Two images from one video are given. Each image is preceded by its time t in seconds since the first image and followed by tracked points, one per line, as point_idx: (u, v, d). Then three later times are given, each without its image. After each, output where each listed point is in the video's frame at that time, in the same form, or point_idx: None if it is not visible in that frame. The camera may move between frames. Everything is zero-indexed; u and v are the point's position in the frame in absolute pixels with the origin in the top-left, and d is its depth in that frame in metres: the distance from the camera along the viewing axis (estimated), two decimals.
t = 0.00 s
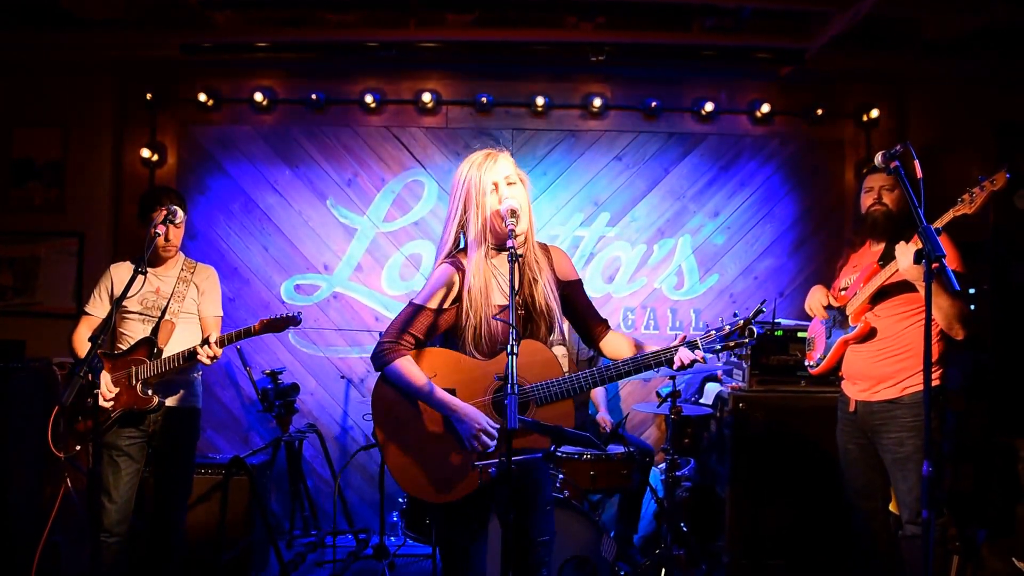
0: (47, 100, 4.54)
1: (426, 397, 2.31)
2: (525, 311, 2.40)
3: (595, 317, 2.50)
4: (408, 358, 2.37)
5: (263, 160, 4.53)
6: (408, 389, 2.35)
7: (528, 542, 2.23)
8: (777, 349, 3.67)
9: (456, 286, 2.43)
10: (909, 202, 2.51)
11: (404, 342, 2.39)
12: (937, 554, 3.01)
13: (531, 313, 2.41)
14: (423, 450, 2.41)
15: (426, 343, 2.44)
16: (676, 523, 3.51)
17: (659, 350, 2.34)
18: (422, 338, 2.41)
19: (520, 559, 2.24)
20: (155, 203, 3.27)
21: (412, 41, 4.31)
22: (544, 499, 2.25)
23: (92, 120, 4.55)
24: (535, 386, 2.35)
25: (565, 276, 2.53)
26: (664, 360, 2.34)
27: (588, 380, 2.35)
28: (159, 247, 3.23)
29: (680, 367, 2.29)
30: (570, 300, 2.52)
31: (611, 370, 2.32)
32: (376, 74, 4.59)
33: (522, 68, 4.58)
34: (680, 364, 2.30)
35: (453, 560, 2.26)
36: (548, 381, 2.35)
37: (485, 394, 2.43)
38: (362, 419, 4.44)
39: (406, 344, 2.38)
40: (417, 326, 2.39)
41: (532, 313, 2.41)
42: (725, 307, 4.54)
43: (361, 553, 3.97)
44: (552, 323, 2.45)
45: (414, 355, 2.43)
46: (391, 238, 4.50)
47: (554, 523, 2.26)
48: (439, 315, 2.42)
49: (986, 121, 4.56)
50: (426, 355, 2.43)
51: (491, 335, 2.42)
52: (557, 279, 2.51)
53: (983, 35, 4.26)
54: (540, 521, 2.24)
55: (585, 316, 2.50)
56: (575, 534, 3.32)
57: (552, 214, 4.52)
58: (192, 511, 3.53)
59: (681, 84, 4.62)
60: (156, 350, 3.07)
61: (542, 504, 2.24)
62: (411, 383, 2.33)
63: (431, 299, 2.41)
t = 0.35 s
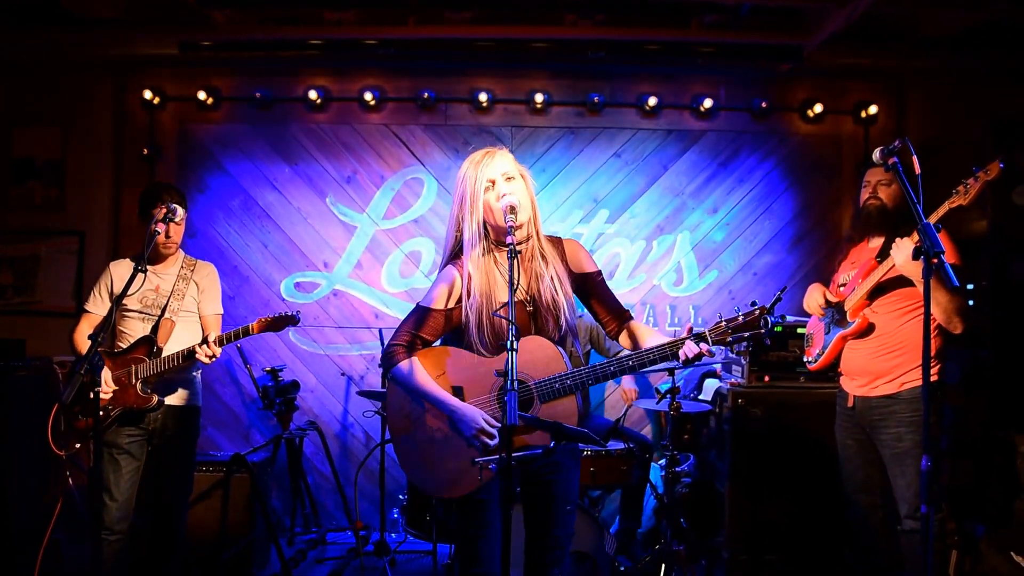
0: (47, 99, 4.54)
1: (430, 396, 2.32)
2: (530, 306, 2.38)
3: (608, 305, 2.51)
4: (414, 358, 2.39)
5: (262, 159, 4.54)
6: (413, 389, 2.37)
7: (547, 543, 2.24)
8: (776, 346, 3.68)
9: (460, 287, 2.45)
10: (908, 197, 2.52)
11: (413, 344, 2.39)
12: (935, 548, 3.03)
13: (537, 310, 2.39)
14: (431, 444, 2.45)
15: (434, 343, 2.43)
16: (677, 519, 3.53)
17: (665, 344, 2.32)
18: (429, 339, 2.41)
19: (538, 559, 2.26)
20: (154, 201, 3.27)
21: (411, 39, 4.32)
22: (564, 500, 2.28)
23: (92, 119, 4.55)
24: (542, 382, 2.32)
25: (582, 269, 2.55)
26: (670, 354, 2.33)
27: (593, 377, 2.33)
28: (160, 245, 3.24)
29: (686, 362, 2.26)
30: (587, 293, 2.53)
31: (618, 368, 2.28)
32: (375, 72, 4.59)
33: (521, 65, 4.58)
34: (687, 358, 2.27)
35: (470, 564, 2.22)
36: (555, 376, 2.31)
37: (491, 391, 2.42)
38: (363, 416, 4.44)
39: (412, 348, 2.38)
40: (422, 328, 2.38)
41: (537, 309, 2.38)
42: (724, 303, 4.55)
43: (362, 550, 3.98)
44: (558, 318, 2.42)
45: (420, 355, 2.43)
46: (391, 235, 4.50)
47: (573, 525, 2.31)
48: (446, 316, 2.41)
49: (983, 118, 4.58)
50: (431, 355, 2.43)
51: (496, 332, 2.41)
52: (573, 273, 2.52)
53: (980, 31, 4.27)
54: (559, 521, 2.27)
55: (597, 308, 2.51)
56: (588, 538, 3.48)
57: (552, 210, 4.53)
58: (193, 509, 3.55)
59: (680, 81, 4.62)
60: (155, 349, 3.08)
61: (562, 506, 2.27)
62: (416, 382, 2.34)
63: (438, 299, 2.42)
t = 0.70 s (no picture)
0: (47, 98, 4.55)
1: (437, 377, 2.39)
2: (536, 302, 2.40)
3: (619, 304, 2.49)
4: (422, 344, 2.45)
5: (262, 157, 4.54)
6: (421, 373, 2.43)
7: (549, 543, 2.28)
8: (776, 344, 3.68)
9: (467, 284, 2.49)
10: (907, 194, 2.52)
11: (419, 334, 2.46)
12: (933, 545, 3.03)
13: (544, 307, 2.41)
14: (434, 434, 2.47)
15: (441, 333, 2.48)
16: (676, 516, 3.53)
17: (661, 344, 2.32)
18: (436, 330, 2.47)
19: (540, 558, 2.29)
20: (154, 200, 3.27)
21: (410, 37, 4.32)
22: (567, 500, 2.30)
23: (92, 118, 4.55)
24: (542, 376, 2.33)
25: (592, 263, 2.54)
26: (666, 354, 2.32)
27: (591, 373, 2.32)
28: (157, 245, 3.23)
29: (683, 361, 2.27)
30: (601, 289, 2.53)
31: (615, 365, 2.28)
32: (374, 71, 4.60)
33: (520, 64, 4.59)
34: (684, 357, 2.28)
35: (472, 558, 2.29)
36: (553, 372, 2.32)
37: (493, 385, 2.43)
38: (363, 413, 4.44)
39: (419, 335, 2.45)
40: (428, 317, 2.44)
41: (544, 306, 2.40)
42: (723, 301, 4.56)
43: (362, 547, 3.99)
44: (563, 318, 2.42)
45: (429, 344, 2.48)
46: (391, 233, 4.51)
47: (576, 525, 2.33)
48: (451, 307, 2.47)
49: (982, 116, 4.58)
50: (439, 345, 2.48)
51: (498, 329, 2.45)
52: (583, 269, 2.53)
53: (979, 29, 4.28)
54: (562, 521, 2.29)
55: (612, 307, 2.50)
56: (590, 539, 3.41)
57: (551, 209, 4.54)
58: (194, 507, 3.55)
59: (679, 79, 4.62)
60: (155, 348, 3.07)
61: (565, 505, 2.29)
62: (424, 366, 2.42)
63: (447, 292, 2.49)
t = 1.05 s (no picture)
0: (47, 97, 4.55)
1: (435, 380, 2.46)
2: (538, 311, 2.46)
3: (624, 324, 2.53)
4: (427, 346, 2.53)
5: (262, 157, 4.55)
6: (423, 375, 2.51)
7: (549, 541, 2.32)
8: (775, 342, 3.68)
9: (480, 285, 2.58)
10: (906, 194, 2.52)
11: (425, 335, 2.55)
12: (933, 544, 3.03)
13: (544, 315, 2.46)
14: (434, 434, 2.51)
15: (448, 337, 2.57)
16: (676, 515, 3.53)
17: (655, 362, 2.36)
18: (444, 332, 2.57)
19: (539, 556, 2.33)
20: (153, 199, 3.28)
21: (410, 37, 4.32)
22: (567, 498, 2.33)
23: (92, 117, 4.56)
24: (539, 384, 2.36)
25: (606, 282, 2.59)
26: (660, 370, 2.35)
27: (584, 386, 2.35)
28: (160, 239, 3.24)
29: (675, 380, 2.30)
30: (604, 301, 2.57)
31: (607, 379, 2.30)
32: (374, 71, 4.60)
33: (519, 63, 4.59)
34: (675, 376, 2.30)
35: (472, 547, 2.40)
36: (547, 380, 2.35)
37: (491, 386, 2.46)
38: (363, 412, 4.44)
39: (426, 337, 2.54)
40: (436, 319, 2.55)
41: (545, 316, 2.45)
42: (722, 300, 4.56)
43: (362, 546, 3.99)
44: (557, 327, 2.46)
45: (435, 346, 2.56)
46: (391, 233, 4.51)
47: (577, 525, 2.35)
48: (459, 311, 2.57)
49: (981, 115, 4.59)
50: (446, 347, 2.55)
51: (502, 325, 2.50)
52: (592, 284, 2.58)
53: (978, 28, 4.28)
54: (562, 519, 2.33)
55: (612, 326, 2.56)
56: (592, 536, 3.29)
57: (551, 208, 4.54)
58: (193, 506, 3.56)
59: (679, 78, 4.63)
60: (155, 347, 3.08)
61: (565, 503, 2.32)
62: (424, 367, 2.50)
63: (457, 297, 2.58)
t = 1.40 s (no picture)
0: (47, 97, 4.56)
1: (436, 358, 2.50)
2: (529, 310, 2.49)
3: (617, 322, 2.53)
4: (423, 336, 2.60)
5: (262, 157, 4.55)
6: (421, 360, 2.56)
7: (543, 530, 2.29)
8: (773, 340, 3.70)
9: (472, 285, 2.61)
10: (906, 194, 2.53)
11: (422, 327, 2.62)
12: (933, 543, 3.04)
13: (535, 314, 2.49)
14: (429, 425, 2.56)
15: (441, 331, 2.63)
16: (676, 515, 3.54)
17: (636, 359, 2.35)
18: (436, 326, 2.62)
19: (536, 545, 2.31)
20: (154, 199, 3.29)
21: (411, 37, 4.33)
22: (558, 488, 2.28)
23: (92, 117, 4.56)
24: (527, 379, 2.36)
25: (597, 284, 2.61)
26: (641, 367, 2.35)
27: (572, 382, 2.36)
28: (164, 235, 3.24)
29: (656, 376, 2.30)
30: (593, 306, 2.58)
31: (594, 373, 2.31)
32: (374, 71, 4.61)
33: (519, 63, 4.60)
34: (656, 373, 2.30)
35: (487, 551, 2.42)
36: (536, 376, 2.35)
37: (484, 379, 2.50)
38: (363, 412, 4.45)
39: (422, 330, 2.60)
40: (430, 314, 2.62)
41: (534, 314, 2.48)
42: (722, 299, 4.57)
43: (362, 545, 3.99)
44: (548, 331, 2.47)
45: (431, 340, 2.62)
46: (391, 232, 4.51)
47: (571, 512, 2.31)
48: (451, 307, 2.61)
49: (981, 115, 4.59)
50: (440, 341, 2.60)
51: (495, 326, 2.51)
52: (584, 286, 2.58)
53: (976, 28, 4.28)
54: (553, 508, 2.29)
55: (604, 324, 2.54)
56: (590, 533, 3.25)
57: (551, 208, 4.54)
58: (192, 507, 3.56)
59: (679, 78, 4.63)
60: (155, 344, 3.09)
61: (555, 493, 2.27)
62: (423, 351, 2.54)
63: (451, 293, 2.62)
